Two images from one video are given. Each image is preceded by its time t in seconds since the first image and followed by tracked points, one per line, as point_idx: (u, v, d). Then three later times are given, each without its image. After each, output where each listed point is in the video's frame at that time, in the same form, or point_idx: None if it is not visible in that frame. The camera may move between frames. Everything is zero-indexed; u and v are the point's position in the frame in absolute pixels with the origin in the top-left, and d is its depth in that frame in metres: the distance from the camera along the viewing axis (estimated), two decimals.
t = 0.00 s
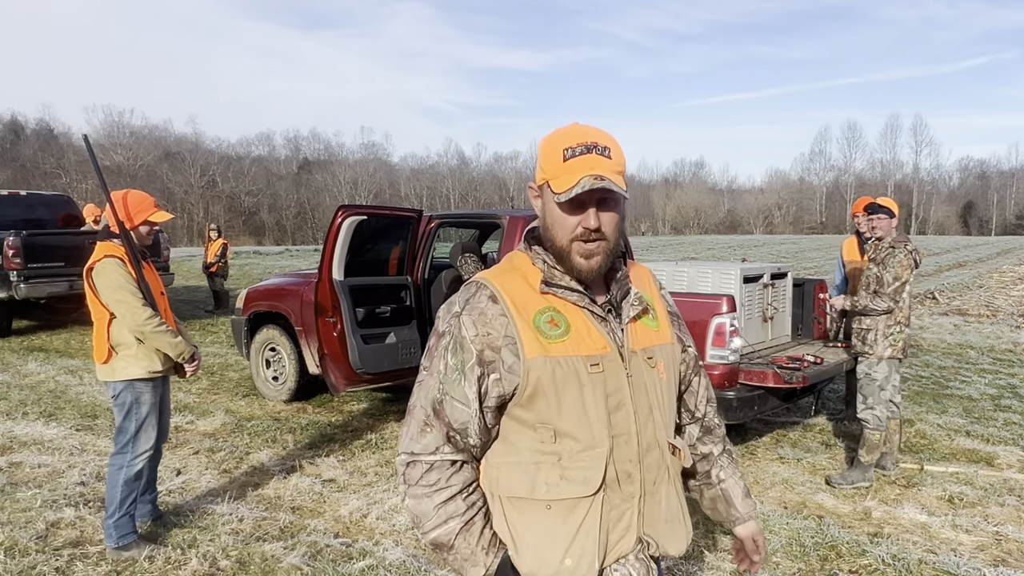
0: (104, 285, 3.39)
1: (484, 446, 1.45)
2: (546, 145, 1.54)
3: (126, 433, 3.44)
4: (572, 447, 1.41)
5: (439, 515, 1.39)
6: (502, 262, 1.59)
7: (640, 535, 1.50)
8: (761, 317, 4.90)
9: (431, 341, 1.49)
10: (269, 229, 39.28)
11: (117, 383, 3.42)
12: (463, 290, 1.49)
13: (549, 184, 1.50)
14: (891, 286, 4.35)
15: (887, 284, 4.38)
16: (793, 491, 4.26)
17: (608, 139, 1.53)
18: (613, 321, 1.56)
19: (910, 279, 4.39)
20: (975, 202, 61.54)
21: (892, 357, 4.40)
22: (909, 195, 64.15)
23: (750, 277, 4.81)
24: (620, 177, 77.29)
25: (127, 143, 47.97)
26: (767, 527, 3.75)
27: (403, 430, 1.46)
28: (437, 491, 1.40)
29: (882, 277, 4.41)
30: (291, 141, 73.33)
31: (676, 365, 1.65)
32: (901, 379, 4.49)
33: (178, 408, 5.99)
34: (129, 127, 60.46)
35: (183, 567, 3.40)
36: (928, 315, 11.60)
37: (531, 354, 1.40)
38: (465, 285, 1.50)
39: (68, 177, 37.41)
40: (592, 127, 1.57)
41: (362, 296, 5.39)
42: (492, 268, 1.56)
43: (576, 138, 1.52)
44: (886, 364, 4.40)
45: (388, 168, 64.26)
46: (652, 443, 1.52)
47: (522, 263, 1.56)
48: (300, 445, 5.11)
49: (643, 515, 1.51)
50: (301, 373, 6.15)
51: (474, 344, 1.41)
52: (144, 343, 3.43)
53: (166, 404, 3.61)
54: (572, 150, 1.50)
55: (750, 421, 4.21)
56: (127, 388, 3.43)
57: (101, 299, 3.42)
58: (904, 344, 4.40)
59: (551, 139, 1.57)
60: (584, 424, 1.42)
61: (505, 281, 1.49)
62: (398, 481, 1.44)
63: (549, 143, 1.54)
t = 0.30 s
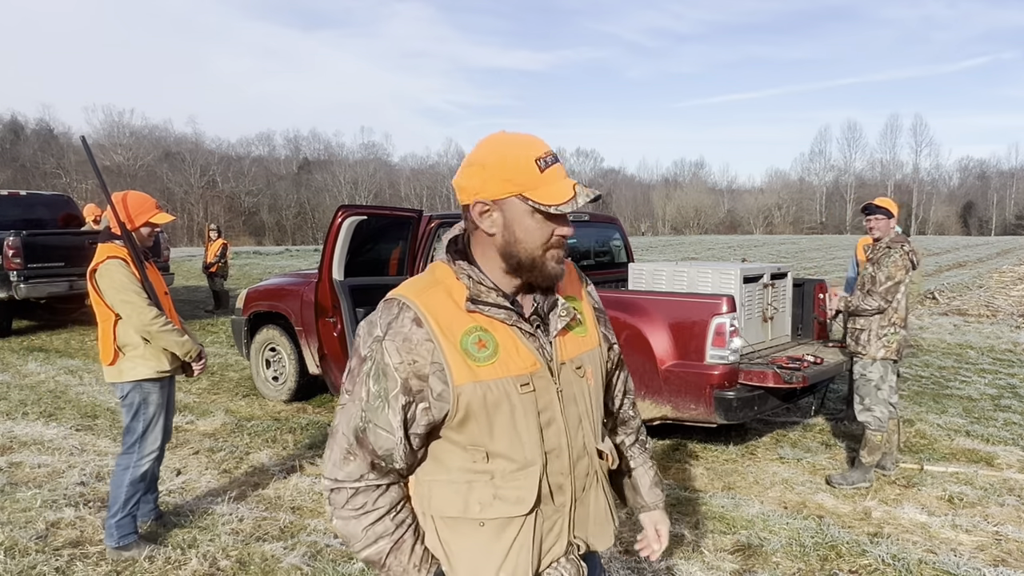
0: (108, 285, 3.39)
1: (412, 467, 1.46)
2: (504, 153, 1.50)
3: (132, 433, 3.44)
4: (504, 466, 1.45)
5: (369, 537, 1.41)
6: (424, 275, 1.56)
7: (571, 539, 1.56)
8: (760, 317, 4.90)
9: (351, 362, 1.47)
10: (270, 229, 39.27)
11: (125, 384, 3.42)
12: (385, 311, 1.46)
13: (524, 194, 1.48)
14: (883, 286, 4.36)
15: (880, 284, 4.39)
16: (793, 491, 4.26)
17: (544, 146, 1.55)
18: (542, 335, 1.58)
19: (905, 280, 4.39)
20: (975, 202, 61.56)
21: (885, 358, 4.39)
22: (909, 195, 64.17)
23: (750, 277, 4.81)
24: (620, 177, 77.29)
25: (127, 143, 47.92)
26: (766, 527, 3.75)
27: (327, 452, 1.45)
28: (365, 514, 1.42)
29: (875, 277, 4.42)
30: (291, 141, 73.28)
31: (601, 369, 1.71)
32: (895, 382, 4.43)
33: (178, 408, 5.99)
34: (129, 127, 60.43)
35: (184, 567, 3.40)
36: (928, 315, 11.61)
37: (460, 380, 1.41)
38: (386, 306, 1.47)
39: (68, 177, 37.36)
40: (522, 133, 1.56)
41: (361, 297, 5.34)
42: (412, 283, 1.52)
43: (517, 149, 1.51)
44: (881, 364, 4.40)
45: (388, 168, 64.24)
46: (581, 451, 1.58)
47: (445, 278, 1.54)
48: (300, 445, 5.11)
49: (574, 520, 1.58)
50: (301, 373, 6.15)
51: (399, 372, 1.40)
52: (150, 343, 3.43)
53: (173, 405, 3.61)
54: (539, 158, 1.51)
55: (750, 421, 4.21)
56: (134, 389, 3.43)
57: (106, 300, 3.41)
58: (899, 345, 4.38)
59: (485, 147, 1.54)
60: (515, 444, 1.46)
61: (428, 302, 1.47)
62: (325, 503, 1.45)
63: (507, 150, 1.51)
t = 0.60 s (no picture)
0: (110, 286, 3.39)
1: (422, 458, 1.46)
2: (507, 144, 1.53)
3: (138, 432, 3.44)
4: (513, 444, 1.47)
5: (388, 535, 1.41)
6: (408, 266, 1.53)
7: (572, 509, 1.61)
8: (760, 317, 4.90)
9: (353, 357, 1.44)
10: (270, 230, 39.27)
11: (130, 385, 3.42)
12: (383, 303, 1.44)
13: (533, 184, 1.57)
14: (874, 286, 4.37)
15: (871, 283, 4.40)
16: (793, 491, 4.26)
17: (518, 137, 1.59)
18: (528, 316, 1.63)
19: (897, 280, 4.37)
20: (975, 202, 61.57)
21: (878, 358, 4.38)
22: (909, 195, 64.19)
23: (750, 277, 4.81)
24: (620, 177, 77.30)
25: (127, 143, 47.93)
26: (766, 527, 3.76)
27: (337, 452, 1.43)
28: (383, 511, 1.41)
29: (866, 277, 4.43)
30: (291, 141, 73.32)
31: (570, 345, 1.80)
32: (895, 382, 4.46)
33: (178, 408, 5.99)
34: (129, 127, 60.44)
35: (183, 567, 3.40)
36: (928, 315, 11.62)
37: (469, 362, 1.43)
38: (382, 297, 1.45)
39: (68, 177, 37.35)
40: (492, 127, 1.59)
41: (361, 296, 5.32)
42: (400, 273, 1.50)
43: (503, 142, 1.54)
44: (874, 364, 4.39)
45: (388, 168, 64.24)
46: (573, 423, 1.63)
47: (432, 266, 1.52)
48: (300, 445, 5.11)
49: (573, 490, 1.63)
50: (301, 373, 6.15)
51: (409, 359, 1.40)
52: (155, 343, 3.43)
53: (178, 405, 3.61)
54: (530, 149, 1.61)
55: (750, 421, 4.22)
56: (140, 389, 3.43)
57: (108, 301, 3.41)
58: (893, 346, 4.36)
59: (465, 143, 1.54)
60: (521, 421, 1.48)
61: (427, 289, 1.46)
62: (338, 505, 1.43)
63: (508, 142, 1.54)
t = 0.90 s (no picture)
0: (110, 286, 3.38)
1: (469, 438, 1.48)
2: (523, 143, 1.57)
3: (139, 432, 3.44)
4: (551, 422, 1.51)
5: (445, 512, 1.41)
6: (444, 261, 1.53)
7: (595, 485, 1.67)
8: (760, 317, 4.90)
9: (404, 347, 1.44)
10: (269, 230, 39.27)
11: (130, 385, 3.42)
12: (430, 294, 1.45)
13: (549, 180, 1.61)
14: (864, 285, 4.40)
15: (861, 283, 4.43)
16: (793, 491, 4.27)
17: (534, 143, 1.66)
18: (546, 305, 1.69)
19: (890, 280, 4.38)
20: (975, 202, 61.56)
21: (874, 358, 4.39)
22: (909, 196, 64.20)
23: (750, 277, 4.81)
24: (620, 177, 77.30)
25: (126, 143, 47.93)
26: (767, 527, 3.76)
27: (394, 436, 1.42)
28: (439, 489, 1.41)
29: (857, 276, 4.47)
30: (291, 141, 73.35)
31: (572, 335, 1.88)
32: (894, 383, 4.46)
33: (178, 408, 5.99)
34: (129, 127, 60.47)
35: (183, 567, 3.40)
36: (928, 315, 11.62)
37: (514, 345, 1.47)
38: (430, 288, 1.46)
39: (68, 177, 37.34)
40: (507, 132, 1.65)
41: (360, 295, 5.41)
42: (437, 267, 1.51)
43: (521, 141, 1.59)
44: (869, 364, 4.40)
45: (388, 168, 64.23)
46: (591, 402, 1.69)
47: (465, 260, 1.54)
48: (300, 445, 5.11)
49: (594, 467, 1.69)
50: (301, 373, 6.15)
51: (462, 344, 1.42)
52: (154, 342, 3.43)
53: (178, 405, 3.60)
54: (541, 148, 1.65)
55: (750, 421, 4.22)
56: (140, 389, 3.43)
57: (108, 301, 3.41)
58: (889, 346, 4.35)
59: (487, 143, 1.58)
60: (557, 398, 1.53)
61: (469, 280, 1.49)
62: (396, 487, 1.41)
63: (524, 141, 1.58)
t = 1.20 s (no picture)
0: (109, 285, 3.38)
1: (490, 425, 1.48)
2: (551, 146, 1.58)
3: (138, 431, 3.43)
4: (568, 410, 1.52)
5: (466, 496, 1.40)
6: (469, 254, 1.53)
7: (604, 476, 1.68)
8: (760, 317, 4.90)
9: (432, 332, 1.44)
10: (269, 230, 39.26)
11: (128, 384, 3.43)
12: (456, 282, 1.46)
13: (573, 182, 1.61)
14: (864, 281, 4.41)
15: (861, 280, 4.44)
16: (793, 491, 4.26)
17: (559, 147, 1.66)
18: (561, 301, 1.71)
19: (890, 277, 4.38)
20: (975, 202, 61.52)
21: (876, 357, 4.38)
22: (909, 196, 64.19)
23: (750, 277, 4.81)
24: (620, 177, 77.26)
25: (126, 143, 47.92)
26: (767, 527, 3.75)
27: (420, 419, 1.42)
28: (462, 473, 1.41)
29: (857, 274, 4.48)
30: (292, 141, 73.36)
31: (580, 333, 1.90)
32: (894, 382, 4.45)
33: (178, 408, 5.99)
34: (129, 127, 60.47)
35: (183, 567, 3.40)
36: (928, 315, 11.61)
37: (535, 334, 1.49)
38: (457, 278, 1.47)
39: (68, 177, 37.33)
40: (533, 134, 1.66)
41: (360, 295, 5.41)
42: (463, 258, 1.52)
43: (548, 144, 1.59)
44: (871, 364, 4.40)
45: (388, 168, 64.22)
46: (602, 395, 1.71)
47: (488, 253, 1.54)
48: (300, 445, 5.11)
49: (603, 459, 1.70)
50: (301, 373, 6.15)
51: (488, 331, 1.44)
52: (153, 342, 3.43)
53: (177, 404, 3.61)
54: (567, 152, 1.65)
55: (749, 420, 4.22)
56: (139, 388, 3.43)
57: (108, 300, 3.41)
58: (890, 345, 4.35)
59: (514, 141, 1.58)
60: (573, 388, 1.54)
61: (493, 270, 1.50)
62: (421, 469, 1.41)
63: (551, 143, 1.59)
